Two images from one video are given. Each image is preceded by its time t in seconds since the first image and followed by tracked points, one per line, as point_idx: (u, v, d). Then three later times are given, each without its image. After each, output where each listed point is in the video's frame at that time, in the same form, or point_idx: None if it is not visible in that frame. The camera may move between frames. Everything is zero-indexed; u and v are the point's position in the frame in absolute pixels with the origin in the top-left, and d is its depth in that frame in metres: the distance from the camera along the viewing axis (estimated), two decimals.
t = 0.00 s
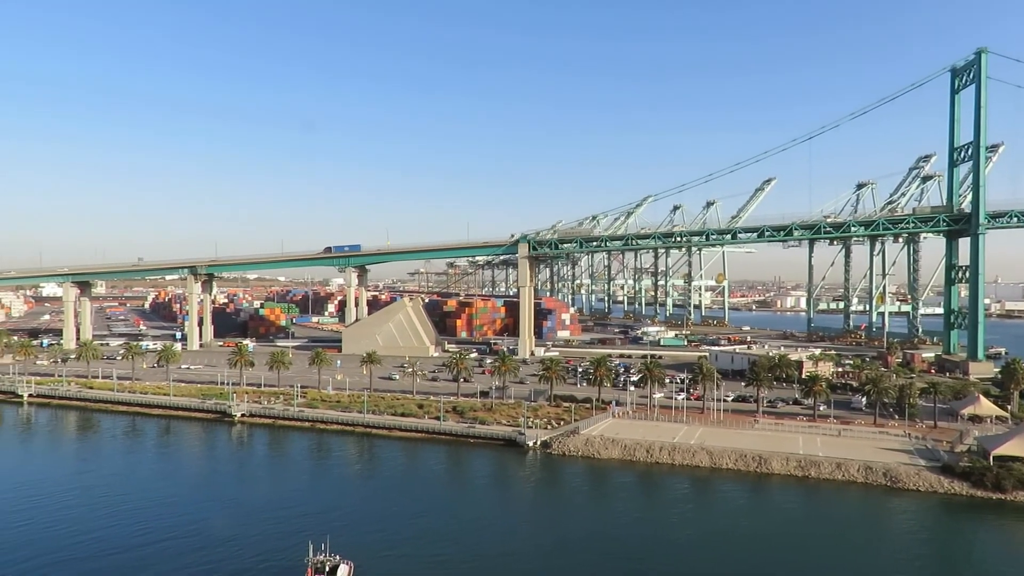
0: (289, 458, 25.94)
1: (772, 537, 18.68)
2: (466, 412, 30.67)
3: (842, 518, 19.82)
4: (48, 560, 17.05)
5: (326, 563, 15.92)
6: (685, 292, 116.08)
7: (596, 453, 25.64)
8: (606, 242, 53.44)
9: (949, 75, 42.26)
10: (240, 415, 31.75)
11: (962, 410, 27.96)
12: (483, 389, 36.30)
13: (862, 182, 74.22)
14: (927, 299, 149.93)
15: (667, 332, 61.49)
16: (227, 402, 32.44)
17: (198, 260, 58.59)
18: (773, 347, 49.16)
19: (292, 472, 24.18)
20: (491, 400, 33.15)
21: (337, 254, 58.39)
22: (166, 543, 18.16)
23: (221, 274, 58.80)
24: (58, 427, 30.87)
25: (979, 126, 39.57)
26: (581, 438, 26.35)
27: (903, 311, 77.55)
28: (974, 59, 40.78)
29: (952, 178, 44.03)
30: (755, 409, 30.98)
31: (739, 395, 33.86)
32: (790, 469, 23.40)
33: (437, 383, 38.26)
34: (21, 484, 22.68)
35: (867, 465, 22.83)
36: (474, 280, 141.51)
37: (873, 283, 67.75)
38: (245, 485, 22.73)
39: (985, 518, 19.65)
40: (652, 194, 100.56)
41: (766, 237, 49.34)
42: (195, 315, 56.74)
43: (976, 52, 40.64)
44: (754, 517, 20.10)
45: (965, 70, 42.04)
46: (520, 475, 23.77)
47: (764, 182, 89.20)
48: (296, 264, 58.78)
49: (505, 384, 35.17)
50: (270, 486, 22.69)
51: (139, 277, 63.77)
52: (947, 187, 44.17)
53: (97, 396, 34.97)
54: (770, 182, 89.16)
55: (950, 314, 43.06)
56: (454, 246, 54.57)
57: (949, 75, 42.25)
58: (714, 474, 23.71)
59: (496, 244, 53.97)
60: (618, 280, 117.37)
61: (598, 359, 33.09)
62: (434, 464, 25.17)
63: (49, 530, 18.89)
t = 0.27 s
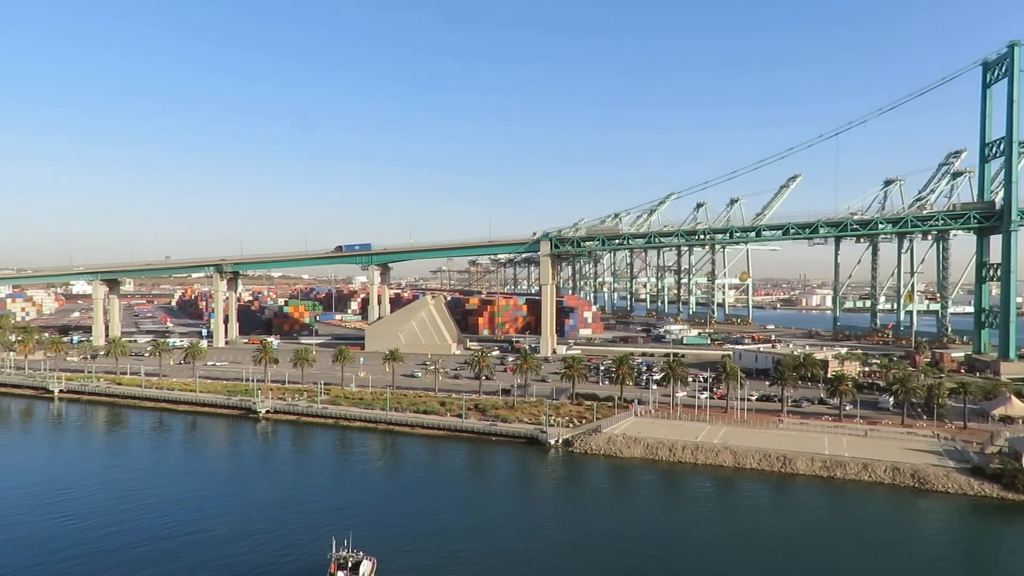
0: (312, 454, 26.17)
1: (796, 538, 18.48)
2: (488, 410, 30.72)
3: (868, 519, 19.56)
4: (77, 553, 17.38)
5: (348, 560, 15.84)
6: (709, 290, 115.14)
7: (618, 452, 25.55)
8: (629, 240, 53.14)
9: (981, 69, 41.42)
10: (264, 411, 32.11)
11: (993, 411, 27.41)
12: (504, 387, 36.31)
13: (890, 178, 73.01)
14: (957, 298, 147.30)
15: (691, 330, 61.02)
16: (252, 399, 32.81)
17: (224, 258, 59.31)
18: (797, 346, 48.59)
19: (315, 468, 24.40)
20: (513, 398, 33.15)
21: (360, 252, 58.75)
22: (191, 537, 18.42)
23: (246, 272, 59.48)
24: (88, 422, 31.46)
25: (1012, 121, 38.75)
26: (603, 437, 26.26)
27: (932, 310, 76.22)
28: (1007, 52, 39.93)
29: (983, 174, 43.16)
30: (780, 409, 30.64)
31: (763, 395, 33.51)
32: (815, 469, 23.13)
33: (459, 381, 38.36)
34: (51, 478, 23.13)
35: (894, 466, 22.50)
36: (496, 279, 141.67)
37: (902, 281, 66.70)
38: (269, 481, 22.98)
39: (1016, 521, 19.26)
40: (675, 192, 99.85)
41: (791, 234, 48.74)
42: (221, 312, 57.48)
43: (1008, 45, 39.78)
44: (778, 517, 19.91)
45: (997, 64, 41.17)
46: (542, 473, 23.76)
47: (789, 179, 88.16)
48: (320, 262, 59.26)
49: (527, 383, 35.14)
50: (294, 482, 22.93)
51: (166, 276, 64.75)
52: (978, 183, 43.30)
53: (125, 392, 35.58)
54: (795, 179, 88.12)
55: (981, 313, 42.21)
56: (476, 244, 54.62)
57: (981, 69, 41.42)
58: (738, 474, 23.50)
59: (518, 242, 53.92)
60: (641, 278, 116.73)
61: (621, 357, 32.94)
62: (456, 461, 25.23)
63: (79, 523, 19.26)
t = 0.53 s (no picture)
0: (335, 450, 26.37)
1: (822, 539, 18.24)
2: (510, 408, 30.73)
3: (896, 522, 19.25)
4: (105, 544, 17.66)
5: (371, 555, 15.79)
6: (732, 289, 114.15)
7: (641, 451, 25.43)
8: (652, 238, 52.78)
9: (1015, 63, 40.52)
10: (289, 407, 32.42)
11: None
12: (526, 385, 36.29)
13: (919, 175, 71.77)
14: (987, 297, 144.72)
15: (714, 329, 60.52)
16: (276, 395, 33.14)
17: (249, 256, 59.96)
18: (823, 345, 48.00)
19: (338, 465, 24.58)
20: (535, 396, 33.12)
21: (383, 250, 59.05)
22: (216, 531, 18.64)
23: (271, 270, 60.11)
24: (116, 417, 32.00)
25: None
26: (625, 436, 26.14)
27: (962, 309, 74.90)
28: None
29: (1015, 171, 42.27)
30: (805, 409, 30.27)
31: (787, 395, 33.16)
32: (841, 470, 22.83)
33: (481, 379, 38.43)
34: (81, 471, 23.56)
35: (922, 468, 22.12)
36: (518, 277, 141.75)
37: (930, 280, 65.55)
38: (293, 477, 23.19)
39: None
40: (699, 190, 99.08)
41: (817, 232, 48.07)
42: (246, 310, 58.08)
43: None
44: (803, 518, 19.67)
45: None
46: (564, 471, 23.72)
47: (815, 177, 87.10)
48: (343, 260, 59.68)
49: (549, 381, 35.06)
50: (317, 478, 23.14)
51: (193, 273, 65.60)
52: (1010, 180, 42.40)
53: (153, 387, 36.13)
54: (821, 177, 87.02)
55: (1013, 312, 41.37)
56: (498, 242, 54.62)
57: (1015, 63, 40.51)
58: (762, 474, 23.25)
59: (540, 240, 53.83)
60: (663, 277, 116.03)
61: (643, 356, 32.77)
62: (478, 459, 25.27)
63: (107, 516, 19.58)
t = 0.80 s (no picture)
0: (362, 446, 26.58)
1: (854, 542, 17.93)
2: (536, 406, 30.71)
3: (931, 524, 18.86)
4: (138, 536, 17.99)
5: (396, 552, 15.75)
6: (762, 288, 112.75)
7: (668, 450, 25.24)
8: (680, 236, 52.34)
9: None
10: (317, 403, 32.76)
11: None
12: (553, 383, 36.25)
13: (955, 171, 70.23)
14: None
15: (743, 328, 59.89)
16: (305, 391, 33.50)
17: (279, 253, 60.67)
18: (855, 345, 47.22)
19: (366, 460, 24.78)
20: (562, 394, 33.07)
21: (410, 247, 59.37)
22: (245, 524, 18.89)
23: (300, 267, 60.76)
24: (150, 411, 32.63)
25: None
26: (652, 434, 25.97)
27: (999, 308, 73.17)
28: None
29: None
30: (836, 409, 29.81)
31: (818, 394, 32.68)
32: (873, 472, 22.43)
33: (507, 377, 38.46)
34: (115, 464, 24.06)
35: (958, 470, 21.65)
36: (544, 274, 141.63)
37: (967, 278, 64.10)
38: (321, 472, 23.43)
39: None
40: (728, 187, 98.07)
41: (849, 230, 47.29)
42: (276, 306, 58.77)
43: None
44: (835, 519, 19.36)
45: None
46: (590, 470, 23.63)
47: (847, 173, 85.70)
48: (371, 258, 60.11)
49: (575, 379, 34.98)
50: (345, 473, 23.33)
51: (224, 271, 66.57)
52: None
53: (185, 382, 36.74)
54: (853, 173, 85.60)
55: None
56: (524, 240, 54.59)
57: None
58: (792, 475, 22.94)
59: (567, 238, 53.67)
60: (691, 275, 115.07)
61: (671, 355, 32.51)
62: (504, 456, 25.28)
63: (140, 508, 19.96)
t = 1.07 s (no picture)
0: (391, 443, 26.78)
1: (888, 545, 17.60)
2: (564, 404, 30.64)
3: (968, 528, 18.44)
4: (172, 528, 18.34)
5: (424, 548, 15.78)
6: (793, 286, 111.26)
7: (697, 450, 25.02)
8: (709, 233, 51.81)
9: None
10: (346, 400, 33.06)
11: None
12: (580, 382, 36.14)
13: (994, 167, 68.54)
14: None
15: (773, 327, 59.14)
16: (335, 388, 33.82)
17: (308, 251, 61.33)
18: (889, 345, 46.35)
19: (394, 457, 24.94)
20: (589, 393, 32.96)
21: (438, 246, 59.61)
22: (276, 518, 19.15)
23: (329, 266, 61.37)
24: (183, 407, 33.24)
25: None
26: (681, 434, 25.76)
27: None
28: None
29: None
30: (869, 410, 29.29)
31: (851, 395, 32.14)
32: (908, 474, 22.00)
33: (535, 375, 38.44)
34: (150, 458, 24.54)
35: (996, 474, 21.14)
36: (571, 272, 141.31)
37: (1006, 277, 62.52)
38: (350, 468, 23.65)
39: None
40: (758, 184, 96.87)
41: (883, 227, 46.39)
42: (306, 304, 59.44)
43: None
44: (868, 522, 19.03)
45: None
46: (618, 469, 23.52)
47: (881, 170, 84.14)
48: (399, 256, 60.48)
49: (603, 377, 34.84)
50: (373, 470, 23.51)
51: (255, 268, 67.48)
52: None
53: (217, 379, 37.32)
54: (888, 169, 84.01)
55: None
56: (552, 238, 54.47)
57: None
58: (823, 476, 22.60)
59: (595, 236, 53.44)
60: (721, 273, 113.97)
61: (699, 354, 32.19)
62: (531, 455, 25.26)
63: (175, 502, 20.33)
